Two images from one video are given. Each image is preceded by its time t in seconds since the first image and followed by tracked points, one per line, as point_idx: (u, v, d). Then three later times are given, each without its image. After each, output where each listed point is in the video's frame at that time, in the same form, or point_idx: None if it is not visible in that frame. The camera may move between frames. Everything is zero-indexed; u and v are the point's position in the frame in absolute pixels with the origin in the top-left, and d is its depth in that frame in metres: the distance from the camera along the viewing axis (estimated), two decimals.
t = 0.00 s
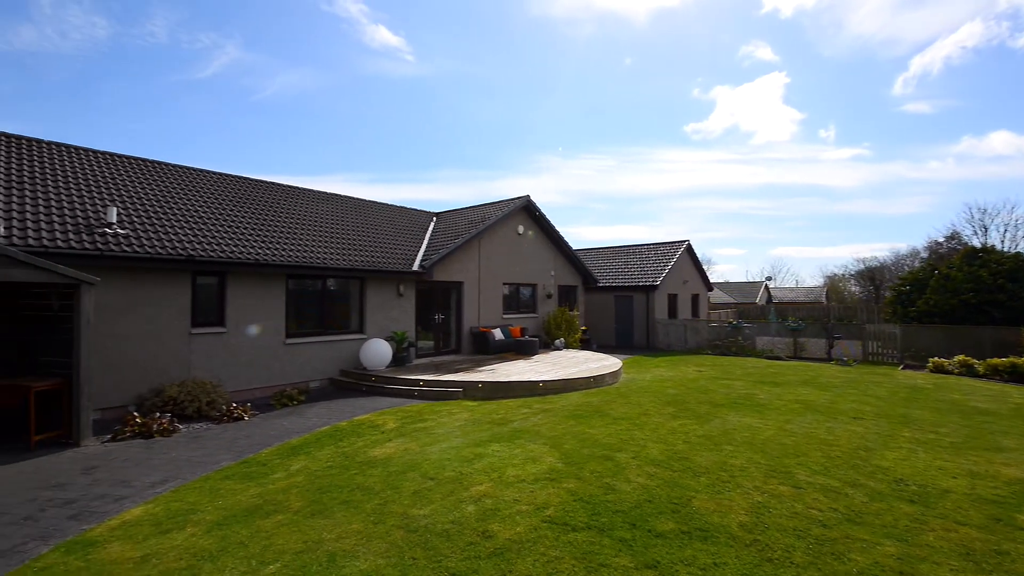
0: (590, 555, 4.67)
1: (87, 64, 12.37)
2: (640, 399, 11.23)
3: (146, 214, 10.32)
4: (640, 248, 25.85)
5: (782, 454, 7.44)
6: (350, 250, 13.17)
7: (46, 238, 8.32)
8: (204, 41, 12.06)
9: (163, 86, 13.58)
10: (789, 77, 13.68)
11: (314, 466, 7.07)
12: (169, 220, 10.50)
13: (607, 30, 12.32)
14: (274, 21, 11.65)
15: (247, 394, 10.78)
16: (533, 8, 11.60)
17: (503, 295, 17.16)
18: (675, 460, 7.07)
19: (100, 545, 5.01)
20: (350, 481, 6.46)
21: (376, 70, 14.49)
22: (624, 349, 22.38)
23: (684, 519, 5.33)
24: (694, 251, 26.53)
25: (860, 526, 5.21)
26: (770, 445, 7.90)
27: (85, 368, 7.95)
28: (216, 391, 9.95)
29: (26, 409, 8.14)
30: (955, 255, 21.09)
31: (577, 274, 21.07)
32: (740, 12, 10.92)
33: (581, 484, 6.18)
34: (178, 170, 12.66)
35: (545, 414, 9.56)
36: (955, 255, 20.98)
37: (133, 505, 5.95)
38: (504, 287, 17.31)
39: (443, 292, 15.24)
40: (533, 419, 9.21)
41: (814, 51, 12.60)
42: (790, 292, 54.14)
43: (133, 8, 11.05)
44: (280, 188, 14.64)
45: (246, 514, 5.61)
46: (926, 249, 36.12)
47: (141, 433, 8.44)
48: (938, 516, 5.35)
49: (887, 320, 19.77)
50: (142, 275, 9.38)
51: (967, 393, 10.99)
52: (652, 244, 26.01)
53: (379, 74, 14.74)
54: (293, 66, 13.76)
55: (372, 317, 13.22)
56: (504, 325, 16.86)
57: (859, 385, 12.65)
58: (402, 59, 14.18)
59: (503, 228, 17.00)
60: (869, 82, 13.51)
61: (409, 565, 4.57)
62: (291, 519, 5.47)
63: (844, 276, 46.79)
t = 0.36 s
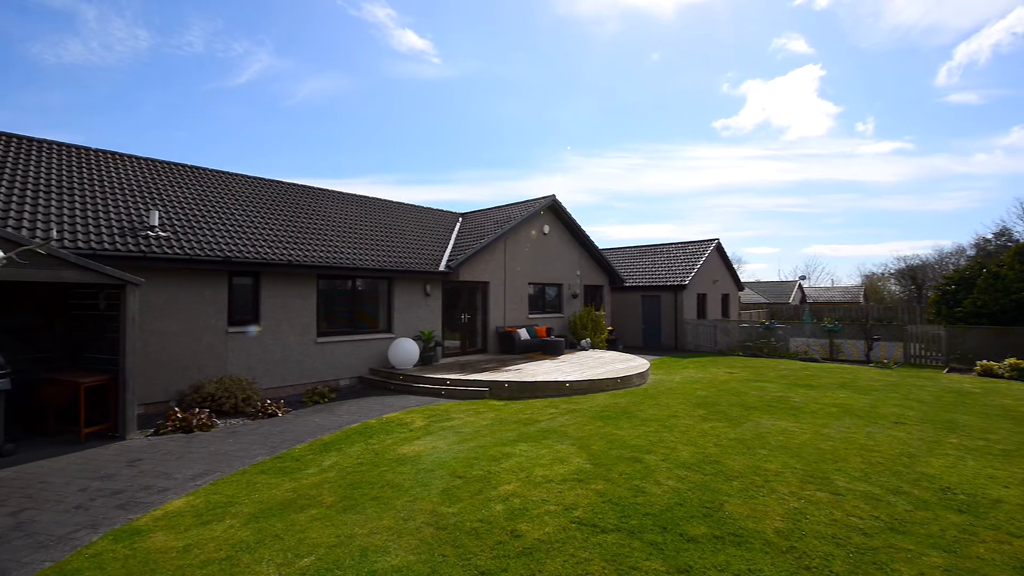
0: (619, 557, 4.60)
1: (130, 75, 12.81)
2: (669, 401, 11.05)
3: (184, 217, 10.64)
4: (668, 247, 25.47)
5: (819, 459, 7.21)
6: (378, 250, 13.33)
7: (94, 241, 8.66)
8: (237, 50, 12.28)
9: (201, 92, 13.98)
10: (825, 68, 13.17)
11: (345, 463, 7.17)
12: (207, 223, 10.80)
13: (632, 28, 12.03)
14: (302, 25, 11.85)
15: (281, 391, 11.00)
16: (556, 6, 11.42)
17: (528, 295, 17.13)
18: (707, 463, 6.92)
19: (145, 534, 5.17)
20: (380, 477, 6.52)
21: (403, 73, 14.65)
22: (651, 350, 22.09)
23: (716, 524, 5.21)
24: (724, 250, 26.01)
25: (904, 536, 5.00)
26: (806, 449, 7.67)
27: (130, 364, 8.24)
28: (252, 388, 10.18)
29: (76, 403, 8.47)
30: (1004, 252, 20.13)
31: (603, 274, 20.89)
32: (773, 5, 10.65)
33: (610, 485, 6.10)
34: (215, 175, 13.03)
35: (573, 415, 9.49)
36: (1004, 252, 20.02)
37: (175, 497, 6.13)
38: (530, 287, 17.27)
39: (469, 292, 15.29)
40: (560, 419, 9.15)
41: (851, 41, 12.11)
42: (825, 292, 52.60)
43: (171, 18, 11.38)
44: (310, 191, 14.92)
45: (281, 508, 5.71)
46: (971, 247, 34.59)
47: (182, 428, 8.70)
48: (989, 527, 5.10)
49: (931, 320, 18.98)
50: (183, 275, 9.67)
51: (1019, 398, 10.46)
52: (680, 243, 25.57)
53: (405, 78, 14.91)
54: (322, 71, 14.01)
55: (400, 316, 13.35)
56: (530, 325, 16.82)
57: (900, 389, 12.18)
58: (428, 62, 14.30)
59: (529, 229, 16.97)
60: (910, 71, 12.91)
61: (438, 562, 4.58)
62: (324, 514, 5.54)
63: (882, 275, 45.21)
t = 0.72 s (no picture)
0: (648, 560, 4.52)
1: (167, 86, 13.10)
2: (696, 402, 10.84)
3: (217, 219, 10.90)
4: (695, 245, 25.05)
5: (855, 464, 6.98)
6: (404, 251, 13.44)
7: (133, 242, 8.93)
8: (266, 56, 12.54)
9: (235, 101, 14.23)
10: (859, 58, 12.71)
11: (373, 459, 7.24)
12: (239, 224, 11.04)
13: (657, 25, 11.76)
14: (329, 29, 12.02)
15: (310, 389, 11.18)
16: (577, 5, 11.25)
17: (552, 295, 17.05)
18: (737, 466, 6.77)
19: (183, 525, 5.31)
20: (408, 475, 6.56)
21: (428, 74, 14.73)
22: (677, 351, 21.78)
23: (748, 528, 5.08)
24: (753, 248, 25.46)
25: (948, 545, 4.79)
26: (841, 453, 7.43)
27: (168, 362, 8.48)
28: (282, 385, 10.37)
29: (117, 399, 8.76)
30: None
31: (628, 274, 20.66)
32: None
33: (637, 487, 6.01)
34: (246, 179, 13.32)
35: (598, 415, 9.39)
36: None
37: (211, 490, 6.28)
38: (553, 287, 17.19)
39: (492, 292, 15.30)
40: (586, 419, 9.06)
41: (886, 32, 11.71)
42: (859, 291, 51.03)
43: (204, 27, 11.64)
44: (337, 192, 15.13)
45: (312, 502, 5.79)
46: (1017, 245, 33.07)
47: (217, 423, 8.92)
48: None
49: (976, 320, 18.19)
50: (217, 276, 9.91)
51: None
52: (707, 241, 25.13)
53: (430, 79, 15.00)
54: (349, 74, 14.19)
55: (424, 315, 13.43)
56: (553, 325, 16.74)
57: (942, 392, 11.72)
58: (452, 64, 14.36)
59: (552, 228, 16.89)
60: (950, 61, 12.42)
61: (466, 559, 4.57)
62: (354, 509, 5.60)
63: (920, 274, 43.62)
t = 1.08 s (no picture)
0: (674, 562, 4.44)
1: (197, 93, 13.39)
2: (722, 404, 10.65)
3: (244, 220, 11.11)
4: (720, 244, 24.63)
5: (890, 469, 6.75)
6: (426, 251, 13.51)
7: (165, 244, 9.15)
8: (291, 62, 12.73)
9: (263, 108, 14.50)
10: (890, 50, 12.33)
11: (397, 457, 7.28)
12: (266, 226, 11.23)
13: (677, 21, 11.55)
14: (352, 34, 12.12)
15: (334, 387, 11.32)
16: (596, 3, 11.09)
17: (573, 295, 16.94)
18: (765, 470, 6.62)
19: (215, 518, 5.41)
20: (431, 473, 6.58)
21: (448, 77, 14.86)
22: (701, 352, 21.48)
23: (778, 533, 4.95)
24: (780, 247, 24.92)
25: (991, 555, 4.59)
26: (875, 458, 7.20)
27: (200, 359, 8.66)
28: (308, 383, 10.51)
29: (151, 395, 9.00)
30: None
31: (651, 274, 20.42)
32: None
33: (662, 489, 5.91)
34: (273, 181, 13.54)
35: (621, 416, 9.29)
36: None
37: (241, 484, 6.40)
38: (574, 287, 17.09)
39: (513, 291, 15.28)
40: (608, 420, 8.97)
41: (919, 23, 11.31)
42: (891, 291, 49.54)
43: (232, 36, 11.93)
44: (360, 194, 15.30)
45: (337, 499, 5.85)
46: None
47: (245, 419, 9.09)
48: None
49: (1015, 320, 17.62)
50: (245, 276, 10.09)
51: None
52: (732, 240, 24.69)
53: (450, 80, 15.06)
54: (372, 78, 14.37)
55: (446, 315, 13.48)
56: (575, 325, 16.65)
57: (981, 396, 11.28)
58: (472, 66, 14.35)
59: (573, 228, 16.79)
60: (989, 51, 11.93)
61: (490, 558, 4.55)
62: (379, 505, 5.63)
63: (956, 273, 42.12)
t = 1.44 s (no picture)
0: (697, 566, 4.36)
1: (222, 98, 13.64)
2: (745, 406, 10.45)
3: (267, 222, 11.28)
4: (742, 242, 24.23)
5: (922, 474, 6.54)
6: (444, 251, 13.55)
7: (192, 245, 9.33)
8: (312, 66, 12.70)
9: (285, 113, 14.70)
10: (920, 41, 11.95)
11: (417, 455, 7.30)
12: (289, 227, 11.39)
13: (697, 16, 11.36)
14: (372, 36, 12.16)
15: (355, 385, 11.43)
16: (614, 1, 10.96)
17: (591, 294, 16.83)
18: (791, 473, 6.47)
19: (241, 513, 5.49)
20: (450, 471, 6.58)
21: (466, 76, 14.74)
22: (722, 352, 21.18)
23: (805, 538, 4.83)
24: (805, 246, 24.41)
25: None
26: (906, 462, 6.98)
27: (227, 357, 8.82)
28: (330, 381, 10.63)
29: (179, 392, 9.19)
30: None
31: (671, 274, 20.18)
32: None
33: (684, 491, 5.82)
34: (296, 183, 13.74)
35: (642, 416, 9.19)
36: None
37: (266, 480, 6.49)
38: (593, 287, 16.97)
39: (532, 291, 15.25)
40: (628, 421, 8.88)
41: (950, 12, 10.94)
42: (921, 290, 48.12)
43: (256, 41, 12.02)
44: (380, 195, 15.42)
45: (358, 495, 5.89)
46: None
47: (270, 417, 9.23)
48: None
49: None
50: (268, 276, 10.24)
51: None
52: (755, 238, 24.26)
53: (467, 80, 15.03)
54: (391, 80, 14.39)
55: (464, 315, 13.51)
56: (593, 324, 16.55)
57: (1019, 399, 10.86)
58: (489, 66, 14.35)
59: (592, 227, 16.67)
60: None
61: (510, 557, 4.53)
62: (400, 503, 5.66)
63: (991, 272, 40.72)
